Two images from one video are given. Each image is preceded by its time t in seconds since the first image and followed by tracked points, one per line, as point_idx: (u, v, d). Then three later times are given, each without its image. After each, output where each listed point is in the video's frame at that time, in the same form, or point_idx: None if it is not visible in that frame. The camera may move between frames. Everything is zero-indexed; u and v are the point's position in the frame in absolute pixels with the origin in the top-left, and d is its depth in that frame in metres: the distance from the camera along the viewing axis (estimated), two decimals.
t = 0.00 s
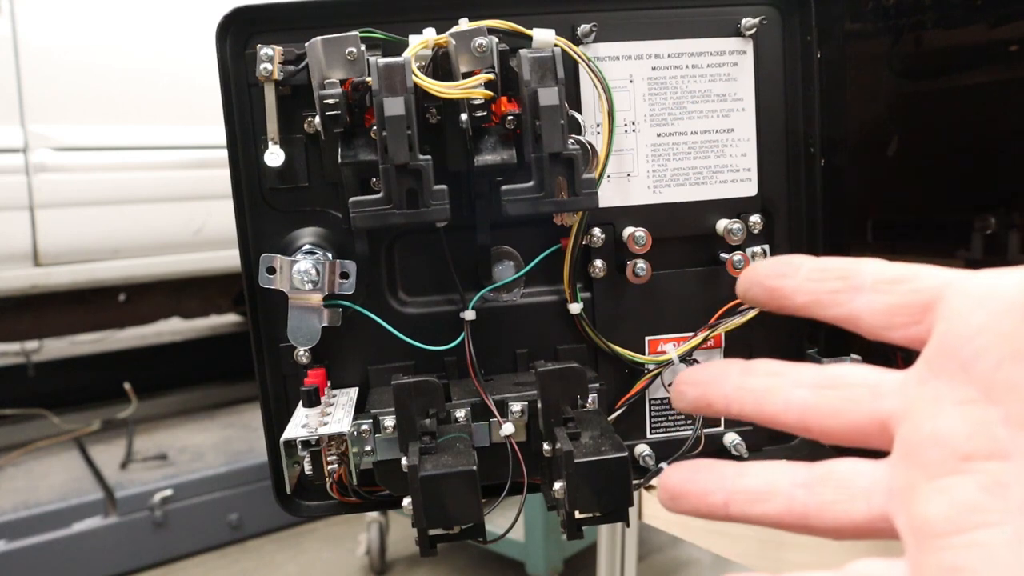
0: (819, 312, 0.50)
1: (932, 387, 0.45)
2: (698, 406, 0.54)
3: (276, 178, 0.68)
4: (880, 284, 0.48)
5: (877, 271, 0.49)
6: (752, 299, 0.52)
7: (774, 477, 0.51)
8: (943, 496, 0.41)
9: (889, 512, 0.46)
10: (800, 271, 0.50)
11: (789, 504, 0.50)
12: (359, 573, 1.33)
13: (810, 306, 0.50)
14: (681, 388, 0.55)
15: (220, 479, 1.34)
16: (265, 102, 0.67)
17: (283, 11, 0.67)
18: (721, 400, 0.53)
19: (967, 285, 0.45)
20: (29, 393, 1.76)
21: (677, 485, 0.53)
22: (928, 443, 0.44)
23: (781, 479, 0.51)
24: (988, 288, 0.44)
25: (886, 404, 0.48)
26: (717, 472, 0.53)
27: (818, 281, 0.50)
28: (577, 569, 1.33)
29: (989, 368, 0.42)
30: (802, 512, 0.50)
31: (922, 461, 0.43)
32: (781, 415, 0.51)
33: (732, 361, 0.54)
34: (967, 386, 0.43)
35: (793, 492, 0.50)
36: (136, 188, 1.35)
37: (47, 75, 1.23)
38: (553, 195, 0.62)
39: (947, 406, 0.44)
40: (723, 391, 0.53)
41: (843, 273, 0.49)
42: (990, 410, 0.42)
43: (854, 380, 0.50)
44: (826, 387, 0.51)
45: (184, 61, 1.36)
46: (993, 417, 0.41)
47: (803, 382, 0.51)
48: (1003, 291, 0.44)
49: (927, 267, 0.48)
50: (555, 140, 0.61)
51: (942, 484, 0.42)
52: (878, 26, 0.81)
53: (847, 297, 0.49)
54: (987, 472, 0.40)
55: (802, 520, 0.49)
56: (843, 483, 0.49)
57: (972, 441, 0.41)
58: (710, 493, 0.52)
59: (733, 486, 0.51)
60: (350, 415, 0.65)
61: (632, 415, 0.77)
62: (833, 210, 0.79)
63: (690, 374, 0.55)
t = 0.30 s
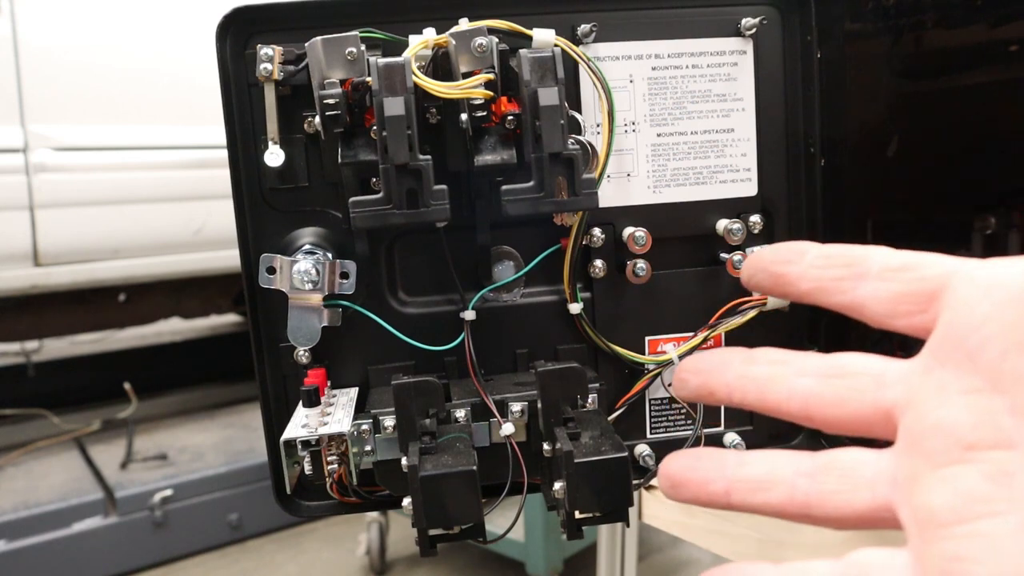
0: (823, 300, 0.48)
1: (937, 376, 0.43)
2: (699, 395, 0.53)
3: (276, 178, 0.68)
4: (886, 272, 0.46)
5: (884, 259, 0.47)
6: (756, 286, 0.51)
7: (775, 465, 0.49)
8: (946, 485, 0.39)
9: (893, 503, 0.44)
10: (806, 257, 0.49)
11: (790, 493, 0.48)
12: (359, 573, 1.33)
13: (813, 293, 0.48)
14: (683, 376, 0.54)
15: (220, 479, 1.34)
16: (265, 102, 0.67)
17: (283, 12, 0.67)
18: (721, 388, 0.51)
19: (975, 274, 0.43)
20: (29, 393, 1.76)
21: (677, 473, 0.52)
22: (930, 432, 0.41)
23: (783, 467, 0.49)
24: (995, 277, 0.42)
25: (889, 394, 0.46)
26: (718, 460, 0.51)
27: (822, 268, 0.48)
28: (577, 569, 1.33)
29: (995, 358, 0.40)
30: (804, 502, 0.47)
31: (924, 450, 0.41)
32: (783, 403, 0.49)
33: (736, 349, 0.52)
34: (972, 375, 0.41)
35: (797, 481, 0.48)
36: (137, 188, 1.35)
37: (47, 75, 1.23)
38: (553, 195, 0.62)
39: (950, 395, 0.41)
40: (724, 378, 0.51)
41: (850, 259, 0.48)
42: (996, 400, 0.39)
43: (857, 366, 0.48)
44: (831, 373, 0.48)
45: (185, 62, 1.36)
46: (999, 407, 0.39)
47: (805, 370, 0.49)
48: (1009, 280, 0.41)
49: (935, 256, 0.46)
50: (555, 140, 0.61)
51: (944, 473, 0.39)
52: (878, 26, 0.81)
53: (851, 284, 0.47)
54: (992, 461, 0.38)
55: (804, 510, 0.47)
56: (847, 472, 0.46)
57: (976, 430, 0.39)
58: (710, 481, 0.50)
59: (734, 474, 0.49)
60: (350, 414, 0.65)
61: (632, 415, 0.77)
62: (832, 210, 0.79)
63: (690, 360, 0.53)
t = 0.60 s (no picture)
0: (823, 317, 0.49)
1: (937, 391, 0.42)
2: (705, 408, 0.53)
3: (276, 178, 0.68)
4: (886, 288, 0.47)
5: (883, 276, 0.47)
6: (758, 303, 0.52)
7: (783, 479, 0.49)
8: (949, 501, 0.38)
9: (897, 517, 0.43)
10: (805, 275, 0.50)
11: (799, 506, 0.48)
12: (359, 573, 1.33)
13: (814, 310, 0.49)
14: (690, 390, 0.54)
15: (220, 479, 1.34)
16: (265, 102, 0.67)
17: (283, 12, 0.67)
18: (727, 402, 0.51)
19: (974, 287, 0.43)
20: (29, 393, 1.76)
21: (688, 486, 0.52)
22: (931, 446, 0.40)
23: (791, 480, 0.49)
24: (995, 289, 0.42)
25: (891, 408, 0.46)
26: (728, 473, 0.51)
27: (822, 285, 0.49)
28: (577, 570, 1.33)
29: (993, 370, 0.39)
30: (812, 515, 0.47)
31: (926, 465, 0.40)
32: (789, 418, 0.49)
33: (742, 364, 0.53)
34: (970, 389, 0.40)
35: (804, 494, 0.48)
36: (137, 187, 1.35)
37: (47, 75, 1.23)
38: (553, 195, 0.62)
39: (951, 410, 0.40)
40: (730, 392, 0.51)
41: (849, 276, 0.48)
42: (995, 414, 0.38)
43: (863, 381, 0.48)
44: (837, 388, 0.49)
45: (184, 61, 1.36)
46: (999, 421, 0.38)
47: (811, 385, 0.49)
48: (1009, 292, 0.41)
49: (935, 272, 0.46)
50: (555, 140, 0.61)
51: (947, 488, 0.38)
52: (878, 26, 0.84)
53: (851, 301, 0.47)
54: (993, 476, 0.37)
55: (812, 523, 0.47)
56: (853, 486, 0.46)
57: (975, 444, 0.38)
58: (720, 494, 0.50)
59: (744, 487, 0.49)
60: (350, 414, 0.65)
61: (633, 416, 0.77)
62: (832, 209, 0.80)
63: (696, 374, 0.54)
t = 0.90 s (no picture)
0: (841, 274, 0.42)
1: (961, 353, 0.34)
2: (710, 367, 0.46)
3: (276, 178, 0.68)
4: (910, 245, 0.39)
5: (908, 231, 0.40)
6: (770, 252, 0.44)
7: (796, 443, 0.44)
8: (966, 470, 0.31)
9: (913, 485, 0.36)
10: (826, 225, 0.42)
11: (811, 474, 0.42)
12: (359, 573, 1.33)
13: (831, 265, 0.42)
14: (695, 349, 0.47)
15: (219, 479, 1.34)
16: (265, 102, 0.67)
17: (283, 12, 0.67)
18: (736, 361, 0.44)
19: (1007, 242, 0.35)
20: (30, 393, 1.76)
21: (694, 452, 0.47)
22: (952, 415, 0.33)
23: (802, 448, 0.43)
24: None
25: (912, 372, 0.39)
26: (735, 436, 0.45)
27: (844, 237, 0.41)
28: (578, 570, 1.33)
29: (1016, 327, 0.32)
30: (825, 484, 0.42)
31: (946, 435, 0.32)
32: (804, 382, 0.42)
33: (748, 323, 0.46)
34: (996, 351, 0.32)
35: (817, 463, 0.42)
36: (136, 187, 1.35)
37: (48, 76, 1.23)
38: (553, 195, 0.62)
39: (973, 376, 0.33)
40: (735, 354, 0.44)
41: (871, 232, 0.41)
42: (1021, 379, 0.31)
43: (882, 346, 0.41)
44: (856, 352, 0.42)
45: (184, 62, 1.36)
46: None
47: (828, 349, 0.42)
48: None
49: (969, 227, 0.38)
50: (555, 140, 0.61)
51: (971, 458, 0.31)
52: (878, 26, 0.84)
53: (871, 258, 0.40)
54: (1021, 446, 0.29)
55: (825, 493, 0.42)
56: (868, 454, 0.41)
57: (1002, 408, 0.31)
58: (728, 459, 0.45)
59: (754, 450, 0.44)
60: (350, 414, 0.65)
61: (633, 416, 0.77)
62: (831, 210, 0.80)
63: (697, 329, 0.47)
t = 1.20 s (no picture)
0: (838, 280, 0.43)
1: (957, 360, 0.38)
2: (708, 368, 0.48)
3: (275, 178, 0.68)
4: (908, 251, 0.41)
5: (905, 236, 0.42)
6: (766, 261, 0.45)
7: (792, 443, 0.45)
8: (963, 470, 0.35)
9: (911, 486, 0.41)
10: (823, 233, 0.43)
11: (807, 473, 0.44)
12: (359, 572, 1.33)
13: (828, 271, 0.43)
14: (691, 347, 0.49)
15: (219, 479, 1.34)
16: (265, 102, 0.67)
17: (283, 12, 0.67)
18: (732, 362, 0.47)
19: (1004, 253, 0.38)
20: (30, 393, 1.76)
21: (689, 448, 0.47)
22: (947, 418, 0.37)
23: (798, 446, 0.45)
24: None
25: (911, 375, 0.42)
26: (733, 436, 0.47)
27: (843, 242, 0.43)
28: (578, 569, 1.33)
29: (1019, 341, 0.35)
30: (820, 482, 0.44)
31: (941, 435, 0.37)
32: (801, 384, 0.45)
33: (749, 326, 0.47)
34: (992, 359, 0.36)
35: (812, 461, 0.44)
36: (136, 187, 1.35)
37: (47, 76, 1.23)
38: (553, 195, 0.62)
39: (971, 380, 0.37)
40: (734, 357, 0.46)
41: (871, 238, 0.42)
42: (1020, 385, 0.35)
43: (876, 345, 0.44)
44: (850, 353, 0.44)
45: (184, 61, 1.36)
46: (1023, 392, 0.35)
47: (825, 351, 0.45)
48: None
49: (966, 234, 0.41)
50: (555, 141, 0.61)
51: (964, 459, 0.35)
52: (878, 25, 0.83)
53: (870, 264, 0.42)
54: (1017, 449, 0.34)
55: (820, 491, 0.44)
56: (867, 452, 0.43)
57: (998, 416, 0.35)
58: (725, 458, 0.46)
59: (750, 452, 0.45)
60: (350, 414, 0.65)
61: (632, 415, 0.77)
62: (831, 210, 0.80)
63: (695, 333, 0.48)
